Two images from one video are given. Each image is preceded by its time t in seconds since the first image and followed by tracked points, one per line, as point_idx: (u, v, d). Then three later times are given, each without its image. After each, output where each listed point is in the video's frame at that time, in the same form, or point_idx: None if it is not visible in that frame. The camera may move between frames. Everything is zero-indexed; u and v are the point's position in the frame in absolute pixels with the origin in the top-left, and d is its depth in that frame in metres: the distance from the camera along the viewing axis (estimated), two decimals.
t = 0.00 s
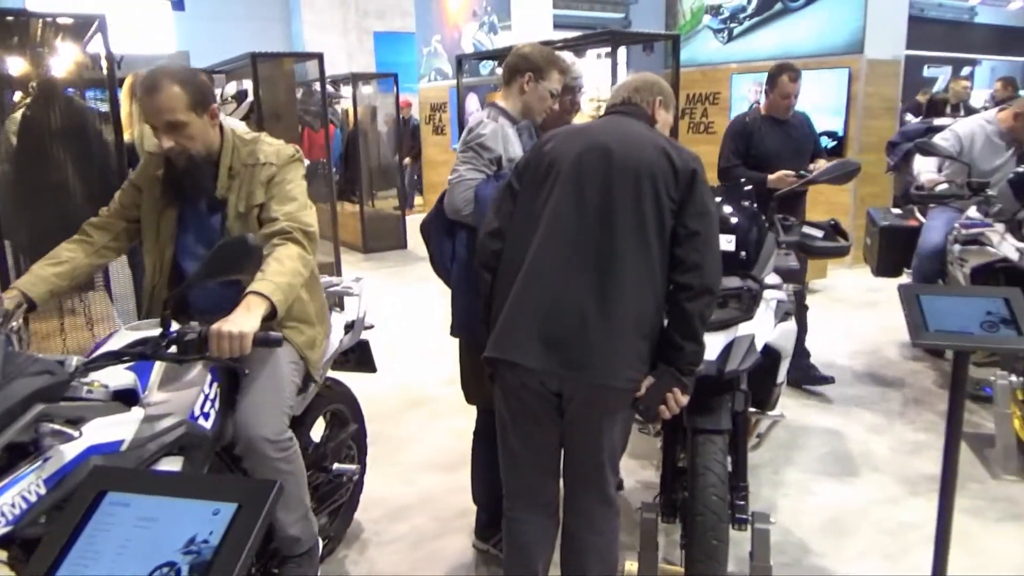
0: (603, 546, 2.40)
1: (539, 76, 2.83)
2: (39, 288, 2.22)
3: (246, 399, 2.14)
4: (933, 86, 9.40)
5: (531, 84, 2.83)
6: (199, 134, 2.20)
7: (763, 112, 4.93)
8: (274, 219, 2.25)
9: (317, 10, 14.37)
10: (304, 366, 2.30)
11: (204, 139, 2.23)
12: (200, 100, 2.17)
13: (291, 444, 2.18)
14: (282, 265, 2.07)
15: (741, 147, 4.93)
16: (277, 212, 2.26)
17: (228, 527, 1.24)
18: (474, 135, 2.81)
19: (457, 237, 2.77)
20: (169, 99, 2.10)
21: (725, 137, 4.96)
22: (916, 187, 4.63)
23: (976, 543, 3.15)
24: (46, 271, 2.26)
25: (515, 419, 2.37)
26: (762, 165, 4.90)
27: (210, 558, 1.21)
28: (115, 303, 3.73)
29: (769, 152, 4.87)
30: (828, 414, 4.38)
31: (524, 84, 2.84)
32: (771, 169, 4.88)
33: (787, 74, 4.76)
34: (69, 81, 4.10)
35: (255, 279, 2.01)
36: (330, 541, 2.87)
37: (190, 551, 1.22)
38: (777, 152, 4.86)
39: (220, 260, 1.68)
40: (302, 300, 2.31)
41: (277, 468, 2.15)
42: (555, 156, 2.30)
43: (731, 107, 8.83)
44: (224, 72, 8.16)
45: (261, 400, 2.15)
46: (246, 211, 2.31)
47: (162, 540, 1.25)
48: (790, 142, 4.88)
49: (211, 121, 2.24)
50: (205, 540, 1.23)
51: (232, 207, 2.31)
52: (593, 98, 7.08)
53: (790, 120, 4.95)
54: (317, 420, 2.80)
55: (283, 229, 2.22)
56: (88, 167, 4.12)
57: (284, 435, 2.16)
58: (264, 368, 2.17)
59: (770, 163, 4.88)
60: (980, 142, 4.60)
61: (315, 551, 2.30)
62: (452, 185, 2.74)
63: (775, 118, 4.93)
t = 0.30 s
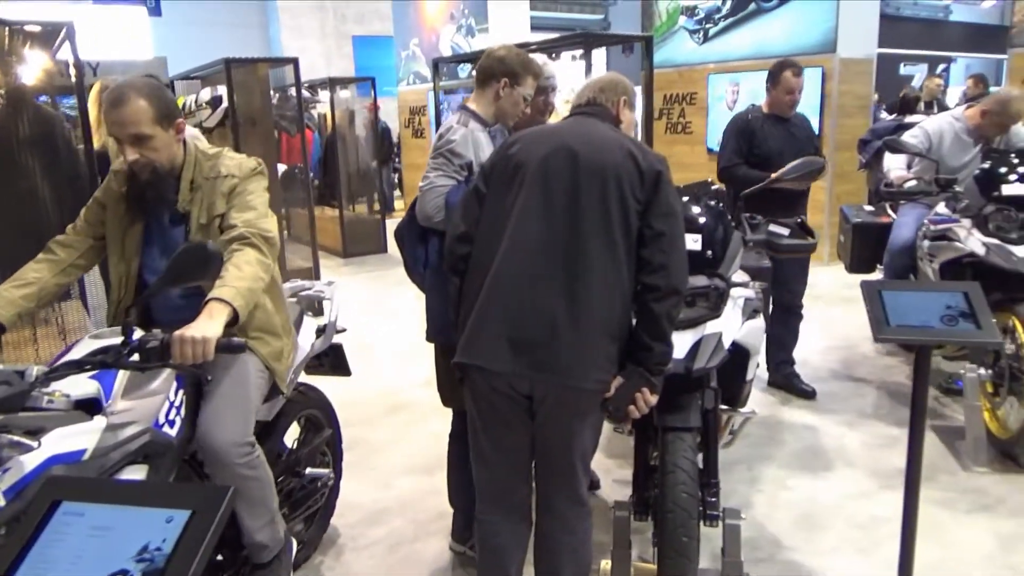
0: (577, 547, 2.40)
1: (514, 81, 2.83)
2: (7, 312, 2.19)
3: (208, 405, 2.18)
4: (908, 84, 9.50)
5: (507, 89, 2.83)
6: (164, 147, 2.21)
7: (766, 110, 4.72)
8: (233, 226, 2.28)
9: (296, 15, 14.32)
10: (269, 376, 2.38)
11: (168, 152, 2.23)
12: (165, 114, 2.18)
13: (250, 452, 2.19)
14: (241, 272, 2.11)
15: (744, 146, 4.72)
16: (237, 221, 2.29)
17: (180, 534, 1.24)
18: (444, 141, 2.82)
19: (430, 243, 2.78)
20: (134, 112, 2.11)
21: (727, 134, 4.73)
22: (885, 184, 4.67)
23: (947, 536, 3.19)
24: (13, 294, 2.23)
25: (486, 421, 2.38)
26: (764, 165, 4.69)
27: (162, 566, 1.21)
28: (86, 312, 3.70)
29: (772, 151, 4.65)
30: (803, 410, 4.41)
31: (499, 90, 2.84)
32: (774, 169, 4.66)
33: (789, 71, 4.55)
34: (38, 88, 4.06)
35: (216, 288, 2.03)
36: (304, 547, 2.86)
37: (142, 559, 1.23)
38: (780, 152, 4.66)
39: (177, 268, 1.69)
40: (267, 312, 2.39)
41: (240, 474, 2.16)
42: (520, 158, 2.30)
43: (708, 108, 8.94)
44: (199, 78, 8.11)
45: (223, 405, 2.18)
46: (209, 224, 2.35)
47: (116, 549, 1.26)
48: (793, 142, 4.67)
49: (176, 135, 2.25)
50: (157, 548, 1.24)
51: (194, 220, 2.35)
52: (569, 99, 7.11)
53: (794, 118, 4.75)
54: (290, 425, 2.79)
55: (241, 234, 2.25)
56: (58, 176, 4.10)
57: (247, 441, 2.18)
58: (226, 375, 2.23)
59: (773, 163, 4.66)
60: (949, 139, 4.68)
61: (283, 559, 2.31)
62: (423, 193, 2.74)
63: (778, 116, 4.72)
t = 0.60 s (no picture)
0: (550, 546, 2.41)
1: (485, 80, 2.84)
2: None
3: (181, 411, 2.20)
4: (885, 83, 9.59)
5: (477, 88, 2.84)
6: (142, 145, 2.22)
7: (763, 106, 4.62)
8: (201, 226, 2.26)
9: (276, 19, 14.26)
10: (241, 380, 2.38)
11: (147, 150, 2.24)
12: (144, 114, 2.19)
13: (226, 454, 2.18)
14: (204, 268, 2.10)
15: (742, 144, 4.61)
16: (206, 222, 2.27)
17: (133, 541, 1.25)
18: (415, 145, 2.83)
19: (401, 247, 2.79)
20: (113, 111, 2.12)
21: (725, 133, 4.58)
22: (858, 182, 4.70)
23: (919, 528, 3.23)
24: None
25: (457, 423, 2.39)
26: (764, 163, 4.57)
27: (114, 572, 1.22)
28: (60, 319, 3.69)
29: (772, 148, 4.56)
30: (780, 407, 4.45)
31: (469, 89, 2.86)
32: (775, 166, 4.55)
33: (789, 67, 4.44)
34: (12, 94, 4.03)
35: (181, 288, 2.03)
36: (280, 553, 2.85)
37: (94, 565, 1.23)
38: (779, 149, 4.57)
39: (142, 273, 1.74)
40: (239, 315, 2.39)
41: (217, 479, 2.15)
42: (489, 160, 2.31)
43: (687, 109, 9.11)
44: (178, 83, 8.08)
45: (196, 410, 2.19)
46: (180, 228, 2.33)
47: (68, 555, 1.25)
48: (791, 139, 4.60)
49: (154, 136, 2.26)
50: (110, 554, 1.24)
51: (166, 223, 2.33)
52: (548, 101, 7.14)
53: (788, 115, 4.68)
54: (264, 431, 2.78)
55: (207, 233, 2.23)
56: (31, 182, 4.07)
57: (223, 445, 2.18)
58: (197, 380, 2.25)
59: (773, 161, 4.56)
60: (920, 137, 4.74)
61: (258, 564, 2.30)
62: (393, 198, 2.75)
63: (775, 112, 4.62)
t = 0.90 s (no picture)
0: (512, 544, 2.43)
1: (446, 79, 2.84)
2: None
3: (130, 419, 2.17)
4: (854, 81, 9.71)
5: (439, 88, 2.85)
6: (93, 150, 2.20)
7: (737, 107, 4.34)
8: (157, 229, 2.24)
9: (247, 20, 14.15)
10: (198, 386, 2.37)
11: (98, 155, 2.22)
12: (94, 118, 2.17)
13: (177, 461, 2.16)
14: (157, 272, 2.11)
15: (717, 147, 4.36)
16: (163, 224, 2.25)
17: (70, 546, 1.25)
18: (375, 145, 2.84)
19: (360, 248, 2.80)
20: (62, 115, 2.10)
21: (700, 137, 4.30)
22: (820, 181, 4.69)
23: (877, 518, 3.29)
24: None
25: (417, 425, 2.40)
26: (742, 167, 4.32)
27: None
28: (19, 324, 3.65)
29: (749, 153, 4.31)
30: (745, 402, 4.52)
31: (431, 89, 2.87)
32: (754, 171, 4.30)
33: (768, 68, 4.13)
34: None
35: (135, 286, 2.07)
36: (243, 557, 2.84)
37: (31, 572, 1.22)
38: (757, 153, 4.32)
39: (94, 275, 1.72)
40: (197, 320, 2.39)
41: (165, 487, 2.13)
42: (446, 161, 2.32)
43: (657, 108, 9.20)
44: (143, 85, 8.00)
45: (144, 417, 2.17)
46: (137, 233, 2.31)
47: (5, 563, 1.25)
48: (768, 142, 4.36)
49: (106, 140, 2.25)
50: (47, 560, 1.24)
51: (122, 227, 2.31)
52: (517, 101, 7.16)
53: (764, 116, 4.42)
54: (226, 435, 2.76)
55: (162, 235, 2.22)
56: None
57: (172, 453, 2.16)
58: (150, 387, 2.25)
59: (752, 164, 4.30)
60: (880, 134, 4.80)
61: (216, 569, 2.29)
62: (351, 198, 2.75)
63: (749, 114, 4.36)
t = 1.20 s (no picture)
0: (489, 538, 2.44)
1: (419, 73, 2.83)
2: None
3: (117, 413, 2.18)
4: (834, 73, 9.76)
5: (412, 81, 2.83)
6: (55, 150, 2.16)
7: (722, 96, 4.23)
8: (131, 232, 2.24)
9: (225, 15, 14.02)
10: (179, 383, 2.36)
11: (61, 155, 2.18)
12: (56, 119, 2.13)
13: (167, 452, 2.17)
14: (134, 277, 2.11)
15: (702, 136, 4.26)
16: (137, 228, 2.24)
17: (29, 546, 1.25)
18: (346, 141, 2.85)
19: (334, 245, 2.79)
20: (23, 114, 2.06)
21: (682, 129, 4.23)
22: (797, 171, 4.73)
23: (853, 507, 3.33)
24: None
25: (392, 422, 2.40)
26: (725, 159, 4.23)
27: None
28: None
29: (733, 144, 4.19)
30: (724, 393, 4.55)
31: (404, 82, 2.85)
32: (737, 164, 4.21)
33: (751, 57, 3.99)
34: None
35: (109, 294, 2.06)
36: (220, 555, 2.83)
37: None
38: (742, 144, 4.20)
39: (55, 279, 1.70)
40: (175, 319, 2.36)
41: (156, 477, 2.14)
42: (418, 156, 2.31)
43: (639, 101, 9.28)
44: (118, 81, 7.91)
45: (132, 410, 2.18)
46: (110, 236, 2.29)
47: None
48: (755, 133, 4.23)
49: (70, 140, 2.19)
50: (5, 560, 1.24)
51: (94, 229, 2.29)
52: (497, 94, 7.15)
53: (753, 105, 4.28)
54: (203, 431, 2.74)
55: (137, 238, 2.22)
56: None
57: (163, 444, 2.17)
58: (134, 382, 2.23)
59: (735, 157, 4.21)
60: (856, 126, 4.84)
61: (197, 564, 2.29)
62: (323, 196, 2.75)
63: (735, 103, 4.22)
